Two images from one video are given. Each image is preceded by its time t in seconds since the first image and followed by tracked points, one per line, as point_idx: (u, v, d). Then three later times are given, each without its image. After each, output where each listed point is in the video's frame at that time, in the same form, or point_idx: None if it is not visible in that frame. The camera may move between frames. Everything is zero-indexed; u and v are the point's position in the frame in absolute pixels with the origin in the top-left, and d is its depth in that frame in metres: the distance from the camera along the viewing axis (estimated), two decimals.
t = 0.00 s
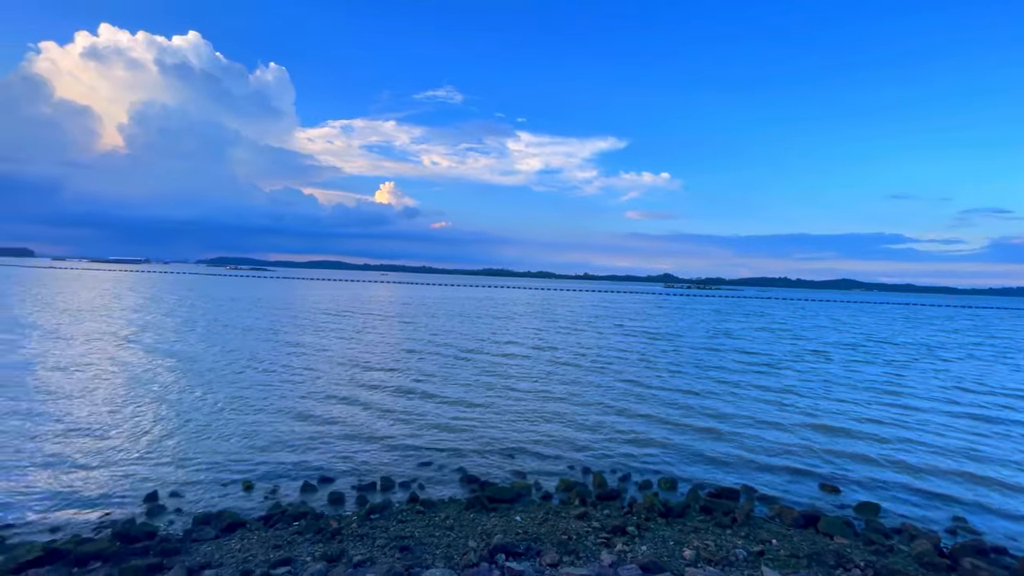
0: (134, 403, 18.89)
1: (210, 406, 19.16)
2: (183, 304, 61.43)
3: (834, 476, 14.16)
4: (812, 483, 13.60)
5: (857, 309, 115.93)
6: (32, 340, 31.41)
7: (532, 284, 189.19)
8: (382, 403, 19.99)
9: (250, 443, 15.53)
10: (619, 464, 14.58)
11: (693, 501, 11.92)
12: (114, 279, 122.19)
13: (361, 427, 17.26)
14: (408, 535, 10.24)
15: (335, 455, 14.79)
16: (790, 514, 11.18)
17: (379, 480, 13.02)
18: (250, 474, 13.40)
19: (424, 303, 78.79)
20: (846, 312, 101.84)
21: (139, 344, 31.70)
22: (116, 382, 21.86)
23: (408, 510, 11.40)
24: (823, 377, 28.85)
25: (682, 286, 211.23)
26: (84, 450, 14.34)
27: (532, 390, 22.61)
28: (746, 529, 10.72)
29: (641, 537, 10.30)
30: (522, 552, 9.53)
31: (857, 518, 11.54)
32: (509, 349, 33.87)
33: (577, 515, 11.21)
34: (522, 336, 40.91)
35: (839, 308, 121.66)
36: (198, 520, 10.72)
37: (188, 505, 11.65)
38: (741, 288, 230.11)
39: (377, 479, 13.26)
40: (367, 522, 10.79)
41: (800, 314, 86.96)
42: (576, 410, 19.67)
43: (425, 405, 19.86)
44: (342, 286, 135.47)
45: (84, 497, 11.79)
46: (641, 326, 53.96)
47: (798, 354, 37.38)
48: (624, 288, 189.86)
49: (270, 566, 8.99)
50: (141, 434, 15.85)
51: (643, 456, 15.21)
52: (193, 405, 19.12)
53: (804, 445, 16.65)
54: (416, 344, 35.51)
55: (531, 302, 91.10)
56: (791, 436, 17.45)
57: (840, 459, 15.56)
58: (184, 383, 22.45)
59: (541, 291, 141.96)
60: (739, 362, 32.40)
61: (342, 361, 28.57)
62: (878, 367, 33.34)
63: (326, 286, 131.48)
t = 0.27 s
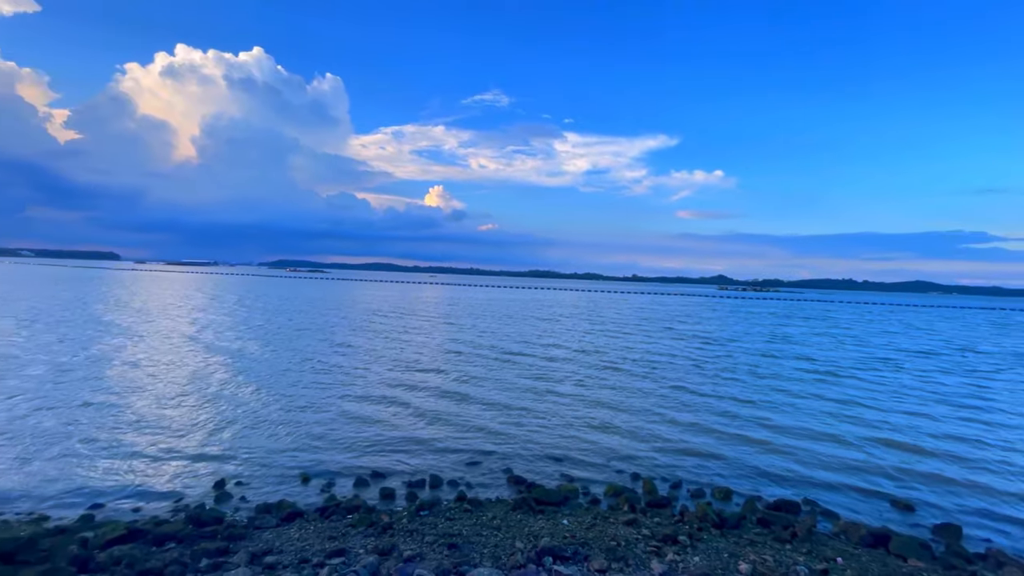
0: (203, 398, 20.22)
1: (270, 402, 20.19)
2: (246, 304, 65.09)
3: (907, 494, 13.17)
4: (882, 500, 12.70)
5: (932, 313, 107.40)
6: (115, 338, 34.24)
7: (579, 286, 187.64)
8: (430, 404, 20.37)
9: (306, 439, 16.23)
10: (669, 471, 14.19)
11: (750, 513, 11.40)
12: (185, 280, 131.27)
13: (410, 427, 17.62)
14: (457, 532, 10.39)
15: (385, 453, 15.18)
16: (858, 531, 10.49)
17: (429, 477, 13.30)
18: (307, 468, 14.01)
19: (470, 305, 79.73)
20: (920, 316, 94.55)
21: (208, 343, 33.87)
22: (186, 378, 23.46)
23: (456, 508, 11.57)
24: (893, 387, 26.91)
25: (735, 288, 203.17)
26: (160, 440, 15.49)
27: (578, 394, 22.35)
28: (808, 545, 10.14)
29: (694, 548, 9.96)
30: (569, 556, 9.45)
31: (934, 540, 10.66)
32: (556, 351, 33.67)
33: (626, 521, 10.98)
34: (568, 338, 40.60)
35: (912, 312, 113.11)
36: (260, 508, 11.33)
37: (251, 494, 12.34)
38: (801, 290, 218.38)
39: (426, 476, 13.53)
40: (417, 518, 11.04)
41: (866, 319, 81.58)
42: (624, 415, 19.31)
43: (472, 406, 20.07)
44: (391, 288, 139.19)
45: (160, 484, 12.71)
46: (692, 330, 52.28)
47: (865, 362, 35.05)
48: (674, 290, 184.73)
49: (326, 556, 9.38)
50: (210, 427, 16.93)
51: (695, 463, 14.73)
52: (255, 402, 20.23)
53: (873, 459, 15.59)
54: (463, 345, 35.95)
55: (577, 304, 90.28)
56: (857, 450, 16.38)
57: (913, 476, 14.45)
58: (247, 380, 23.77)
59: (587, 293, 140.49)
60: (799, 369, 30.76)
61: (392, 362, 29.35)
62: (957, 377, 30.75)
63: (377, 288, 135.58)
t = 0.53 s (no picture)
0: (259, 395, 21.28)
1: (321, 400, 21.01)
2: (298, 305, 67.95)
3: (987, 516, 12.17)
4: (958, 520, 11.78)
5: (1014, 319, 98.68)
6: (180, 337, 36.56)
7: (623, 287, 184.67)
8: (473, 404, 20.58)
9: (355, 436, 16.80)
10: (720, 479, 13.71)
11: (808, 527, 10.82)
12: (243, 281, 138.69)
13: (453, 426, 17.90)
14: (501, 533, 10.44)
15: (430, 451, 15.49)
16: (931, 553, 9.74)
17: (474, 476, 13.44)
18: (356, 463, 14.49)
19: (512, 306, 79.97)
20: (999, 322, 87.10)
21: (263, 342, 35.63)
22: (244, 375, 24.76)
23: (500, 508, 11.63)
24: (967, 399, 24.94)
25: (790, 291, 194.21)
26: (221, 433, 16.42)
27: (623, 397, 21.98)
28: (874, 565, 9.51)
29: (747, 561, 9.56)
30: (615, 562, 9.29)
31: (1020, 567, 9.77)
32: (599, 355, 33.22)
33: (675, 530, 10.67)
34: (611, 341, 39.99)
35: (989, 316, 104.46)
36: (314, 500, 11.83)
37: (305, 486, 12.89)
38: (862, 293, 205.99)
39: (471, 475, 13.70)
40: (462, 516, 11.18)
41: (936, 324, 75.96)
42: (670, 420, 18.84)
43: (515, 407, 20.11)
44: (435, 290, 141.62)
45: (222, 474, 13.50)
46: (742, 334, 50.32)
47: (935, 371, 32.62)
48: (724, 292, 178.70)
49: (375, 549, 9.66)
50: (266, 423, 17.81)
51: (747, 473, 14.18)
52: (307, 399, 21.10)
53: (945, 476, 14.51)
54: (505, 347, 36.11)
55: (620, 306, 88.80)
56: (928, 466, 15.28)
57: (993, 496, 13.34)
58: (299, 379, 24.82)
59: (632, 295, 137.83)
60: (860, 378, 29.03)
61: (436, 362, 29.85)
62: None
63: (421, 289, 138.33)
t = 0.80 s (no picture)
0: (307, 393, 22.07)
1: (364, 399, 21.56)
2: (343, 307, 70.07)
3: None
4: None
5: None
6: (234, 336, 38.39)
7: (666, 289, 180.51)
8: (513, 406, 20.60)
9: (398, 435, 17.16)
10: (770, 490, 13.17)
11: (869, 544, 10.20)
12: (293, 283, 144.76)
13: (494, 427, 18.01)
14: (542, 535, 10.40)
15: (471, 451, 15.63)
16: None
17: (514, 478, 13.45)
18: (399, 461, 14.78)
19: (552, 308, 79.74)
20: None
21: (311, 342, 36.94)
22: (293, 374, 25.74)
23: (541, 511, 11.58)
24: None
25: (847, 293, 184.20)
26: (272, 428, 17.17)
27: (666, 403, 21.43)
28: None
29: None
30: (659, 571, 9.05)
31: None
32: (640, 358, 32.54)
33: (723, 541, 10.30)
34: (653, 345, 39.16)
35: None
36: (360, 495, 12.18)
37: (351, 482, 13.27)
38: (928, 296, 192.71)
39: (511, 476, 13.74)
40: (503, 517, 11.20)
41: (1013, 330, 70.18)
42: (716, 427, 18.26)
43: (555, 410, 19.99)
44: (475, 291, 142.64)
45: (274, 467, 14.09)
46: (793, 338, 48.16)
47: (1012, 382, 30.16)
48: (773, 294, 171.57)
49: (417, 546, 9.82)
50: (313, 420, 18.46)
51: (801, 484, 13.55)
52: (351, 398, 21.76)
53: None
54: (544, 349, 35.94)
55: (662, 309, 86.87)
56: (1004, 484, 14.14)
57: None
58: (344, 378, 25.58)
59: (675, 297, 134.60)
60: (925, 388, 27.22)
61: (475, 364, 30.08)
62: None
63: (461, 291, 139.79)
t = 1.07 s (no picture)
0: (348, 391, 22.68)
1: (403, 398, 21.97)
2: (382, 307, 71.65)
3: None
4: None
5: None
6: (279, 335, 39.89)
7: (708, 290, 175.63)
8: (549, 407, 20.53)
9: (436, 433, 17.41)
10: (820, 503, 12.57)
11: (931, 564, 9.55)
12: (335, 284, 149.52)
13: (531, 428, 17.97)
14: (579, 540, 10.28)
15: (508, 451, 15.67)
16: None
17: (551, 480, 13.37)
18: (437, 460, 14.98)
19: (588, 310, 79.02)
20: None
21: (351, 342, 37.99)
22: (334, 373, 26.51)
23: (579, 514, 11.45)
24: None
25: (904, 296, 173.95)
26: (316, 425, 17.76)
27: (706, 408, 20.80)
28: None
29: None
30: None
31: None
32: (679, 362, 31.75)
33: (769, 553, 9.88)
34: (693, 348, 38.18)
35: None
36: (399, 492, 12.41)
37: (390, 479, 13.55)
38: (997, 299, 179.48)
39: (548, 478, 13.67)
40: (539, 520, 11.15)
41: None
42: (761, 435, 17.62)
43: (592, 412, 19.77)
44: (511, 292, 143.29)
45: (317, 462, 14.57)
46: (844, 343, 45.89)
47: None
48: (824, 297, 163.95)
49: (455, 545, 9.91)
50: (354, 417, 18.98)
51: (854, 498, 12.88)
52: (390, 396, 22.23)
53: None
54: (580, 351, 35.58)
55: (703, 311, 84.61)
56: None
57: None
58: (382, 377, 26.15)
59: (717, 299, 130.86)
60: (992, 398, 25.40)
61: (511, 364, 30.13)
62: None
63: (497, 292, 140.28)
